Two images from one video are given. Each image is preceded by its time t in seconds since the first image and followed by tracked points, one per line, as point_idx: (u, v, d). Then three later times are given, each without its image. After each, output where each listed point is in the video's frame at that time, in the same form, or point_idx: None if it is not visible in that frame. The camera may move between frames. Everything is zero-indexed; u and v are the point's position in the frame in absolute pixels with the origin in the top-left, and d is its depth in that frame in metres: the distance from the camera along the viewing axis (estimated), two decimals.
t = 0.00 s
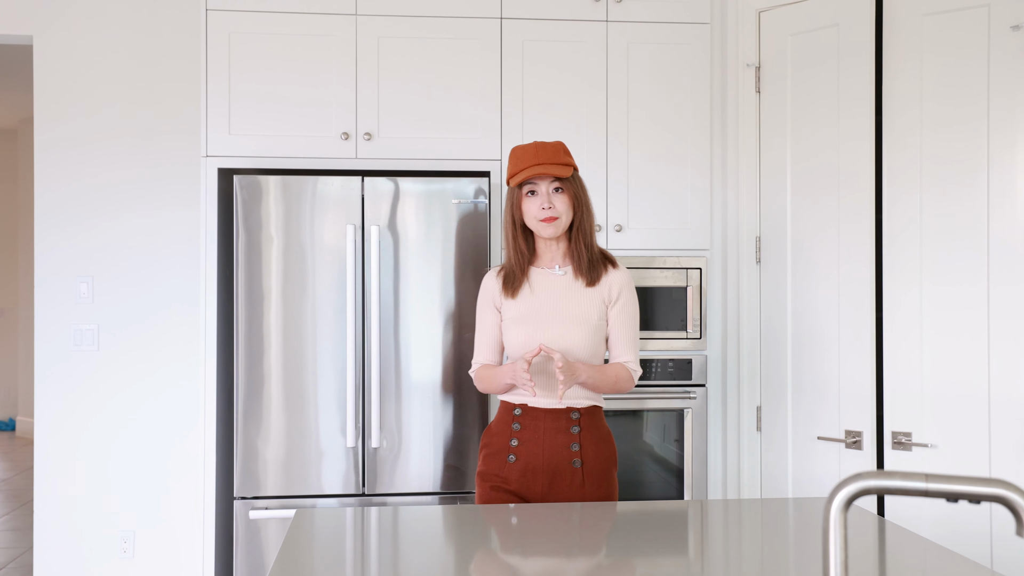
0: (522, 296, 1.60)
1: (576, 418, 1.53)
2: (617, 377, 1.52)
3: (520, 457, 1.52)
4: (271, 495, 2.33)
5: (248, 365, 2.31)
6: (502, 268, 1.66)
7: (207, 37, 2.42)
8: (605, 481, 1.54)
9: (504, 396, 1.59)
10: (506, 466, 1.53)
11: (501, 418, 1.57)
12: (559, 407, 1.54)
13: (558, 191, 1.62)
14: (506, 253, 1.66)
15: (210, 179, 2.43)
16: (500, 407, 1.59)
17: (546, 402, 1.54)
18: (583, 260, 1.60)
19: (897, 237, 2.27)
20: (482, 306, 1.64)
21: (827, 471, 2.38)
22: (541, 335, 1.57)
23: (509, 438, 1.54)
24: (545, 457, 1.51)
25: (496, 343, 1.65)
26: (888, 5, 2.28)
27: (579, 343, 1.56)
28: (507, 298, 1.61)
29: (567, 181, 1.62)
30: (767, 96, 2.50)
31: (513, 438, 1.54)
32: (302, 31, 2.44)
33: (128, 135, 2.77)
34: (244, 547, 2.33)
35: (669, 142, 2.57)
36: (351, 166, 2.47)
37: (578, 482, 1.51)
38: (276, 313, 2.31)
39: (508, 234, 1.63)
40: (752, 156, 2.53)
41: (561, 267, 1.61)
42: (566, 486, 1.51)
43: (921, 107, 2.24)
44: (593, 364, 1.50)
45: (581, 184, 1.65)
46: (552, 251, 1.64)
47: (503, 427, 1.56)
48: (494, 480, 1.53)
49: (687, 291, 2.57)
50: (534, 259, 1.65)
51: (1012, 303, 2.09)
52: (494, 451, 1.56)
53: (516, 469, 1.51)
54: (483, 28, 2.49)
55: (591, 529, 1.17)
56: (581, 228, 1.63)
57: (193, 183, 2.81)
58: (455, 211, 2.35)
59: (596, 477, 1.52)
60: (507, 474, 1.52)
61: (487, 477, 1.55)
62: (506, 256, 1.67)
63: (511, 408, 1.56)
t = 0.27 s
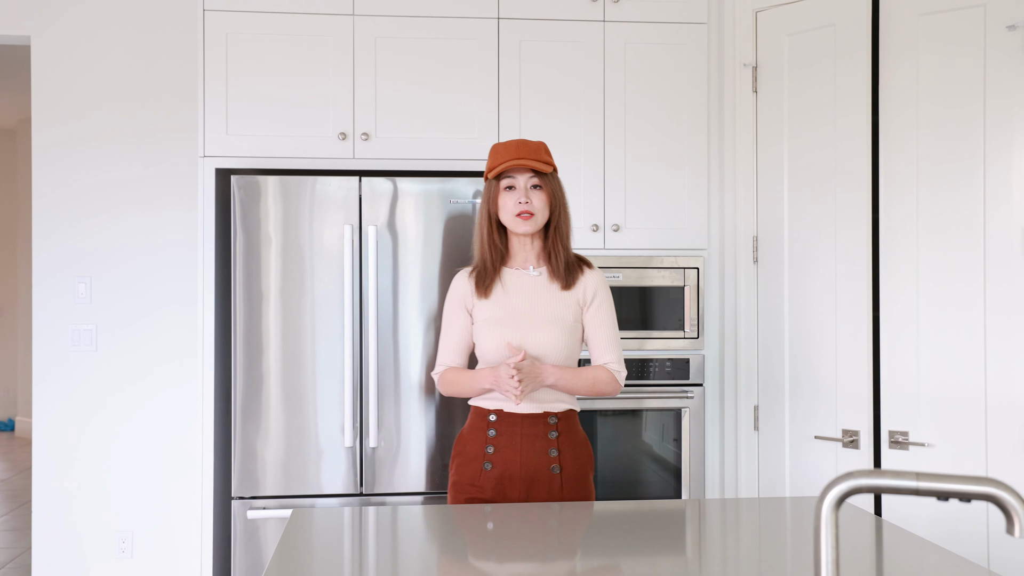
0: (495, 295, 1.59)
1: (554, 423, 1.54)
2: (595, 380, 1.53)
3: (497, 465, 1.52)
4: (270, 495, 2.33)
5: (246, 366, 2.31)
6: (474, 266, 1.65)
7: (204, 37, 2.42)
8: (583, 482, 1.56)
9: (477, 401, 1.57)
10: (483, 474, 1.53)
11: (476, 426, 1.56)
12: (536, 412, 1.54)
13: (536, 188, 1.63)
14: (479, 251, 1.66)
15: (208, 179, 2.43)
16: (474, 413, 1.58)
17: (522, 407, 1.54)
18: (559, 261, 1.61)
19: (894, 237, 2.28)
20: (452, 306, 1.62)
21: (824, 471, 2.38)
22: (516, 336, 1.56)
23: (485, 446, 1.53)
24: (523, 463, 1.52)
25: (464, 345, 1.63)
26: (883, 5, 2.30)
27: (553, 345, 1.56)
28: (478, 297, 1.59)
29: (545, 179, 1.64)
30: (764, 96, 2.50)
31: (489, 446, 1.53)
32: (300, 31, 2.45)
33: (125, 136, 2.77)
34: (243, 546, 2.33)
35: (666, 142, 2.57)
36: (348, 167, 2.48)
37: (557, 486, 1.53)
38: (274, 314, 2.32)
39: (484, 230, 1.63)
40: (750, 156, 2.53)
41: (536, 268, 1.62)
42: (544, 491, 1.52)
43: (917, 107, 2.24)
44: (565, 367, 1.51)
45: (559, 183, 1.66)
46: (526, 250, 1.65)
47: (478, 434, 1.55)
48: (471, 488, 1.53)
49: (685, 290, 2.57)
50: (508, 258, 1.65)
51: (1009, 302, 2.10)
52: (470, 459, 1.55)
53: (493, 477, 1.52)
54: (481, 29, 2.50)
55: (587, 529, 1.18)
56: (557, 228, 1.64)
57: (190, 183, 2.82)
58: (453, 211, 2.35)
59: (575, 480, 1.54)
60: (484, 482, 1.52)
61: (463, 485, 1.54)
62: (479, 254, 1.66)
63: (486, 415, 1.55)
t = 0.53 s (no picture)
0: (471, 292, 1.54)
1: (537, 422, 1.48)
2: (573, 384, 1.50)
3: (479, 469, 1.45)
4: (270, 495, 2.33)
5: (246, 365, 2.31)
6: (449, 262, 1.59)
7: (203, 36, 2.41)
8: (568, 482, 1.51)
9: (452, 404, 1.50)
10: (465, 478, 1.46)
11: (455, 428, 1.49)
12: (519, 413, 1.47)
13: (515, 180, 1.58)
14: (454, 245, 1.60)
15: (207, 178, 2.43)
16: (451, 416, 1.50)
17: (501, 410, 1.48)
18: (538, 258, 1.57)
19: (894, 237, 2.28)
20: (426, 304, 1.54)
21: (824, 470, 2.38)
22: (494, 337, 1.50)
23: (466, 449, 1.46)
24: (507, 466, 1.46)
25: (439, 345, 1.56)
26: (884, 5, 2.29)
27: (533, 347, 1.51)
28: (455, 294, 1.54)
29: (524, 171, 1.59)
30: (765, 96, 2.50)
31: (470, 448, 1.46)
32: (299, 30, 2.44)
33: (125, 134, 2.77)
34: (242, 545, 2.33)
35: (666, 142, 2.57)
36: (348, 166, 2.47)
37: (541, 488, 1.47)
38: (274, 313, 2.31)
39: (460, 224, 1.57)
40: (750, 156, 2.52)
41: (515, 265, 1.57)
42: (529, 493, 1.46)
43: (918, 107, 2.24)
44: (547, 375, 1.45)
45: (538, 176, 1.61)
46: (504, 246, 1.60)
47: (457, 437, 1.48)
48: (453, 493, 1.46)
49: (685, 290, 2.56)
50: (485, 254, 1.60)
51: (1010, 302, 2.09)
52: (449, 463, 1.47)
53: (476, 480, 1.45)
54: (480, 28, 2.49)
55: (585, 529, 1.17)
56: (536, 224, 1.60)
57: (190, 182, 2.81)
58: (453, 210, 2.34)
59: (560, 480, 1.49)
60: (465, 487, 1.45)
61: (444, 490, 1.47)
62: (455, 249, 1.60)
63: (466, 417, 1.48)
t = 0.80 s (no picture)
0: (458, 292, 1.52)
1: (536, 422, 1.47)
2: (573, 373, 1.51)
3: (479, 471, 1.44)
4: (270, 496, 2.32)
5: (246, 365, 2.30)
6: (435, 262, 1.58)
7: (204, 36, 2.41)
8: (569, 481, 1.49)
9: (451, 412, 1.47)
10: (464, 481, 1.45)
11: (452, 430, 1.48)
12: (518, 412, 1.47)
13: (500, 178, 1.57)
14: (439, 245, 1.59)
15: (208, 179, 2.42)
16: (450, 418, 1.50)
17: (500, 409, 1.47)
18: (525, 255, 1.56)
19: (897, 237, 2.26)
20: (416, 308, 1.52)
21: (826, 471, 2.37)
22: (488, 337, 1.48)
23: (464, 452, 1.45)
24: (507, 468, 1.44)
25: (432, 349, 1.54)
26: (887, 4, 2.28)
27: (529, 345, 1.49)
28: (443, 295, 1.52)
29: (509, 169, 1.58)
30: (767, 95, 2.49)
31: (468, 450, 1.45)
32: (300, 30, 2.43)
33: (125, 134, 2.76)
34: (242, 546, 2.32)
35: (668, 142, 2.56)
36: (349, 166, 2.46)
37: (541, 488, 1.46)
38: (274, 314, 2.30)
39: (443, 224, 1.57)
40: (752, 156, 2.52)
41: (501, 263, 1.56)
42: (529, 493, 1.45)
43: (921, 107, 2.22)
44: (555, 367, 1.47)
45: (523, 174, 1.61)
46: (489, 244, 1.58)
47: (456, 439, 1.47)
48: (452, 496, 1.45)
49: (687, 290, 2.56)
50: (470, 253, 1.59)
51: (1014, 302, 2.08)
52: (448, 465, 1.47)
53: (475, 483, 1.44)
54: (482, 27, 2.48)
55: (587, 531, 1.16)
56: (521, 221, 1.59)
57: (190, 182, 2.81)
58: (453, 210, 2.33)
59: (561, 479, 1.48)
60: (465, 490, 1.44)
61: (443, 494, 1.46)
62: (439, 248, 1.59)
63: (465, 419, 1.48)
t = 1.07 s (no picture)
0: (456, 296, 1.53)
1: (540, 424, 1.46)
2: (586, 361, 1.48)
3: (482, 473, 1.43)
4: (270, 497, 2.31)
5: (246, 366, 2.29)
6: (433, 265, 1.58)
7: (205, 35, 2.40)
8: (575, 486, 1.47)
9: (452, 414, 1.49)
10: (467, 484, 1.43)
11: (456, 433, 1.47)
12: (521, 414, 1.46)
13: (495, 179, 1.56)
14: (436, 248, 1.59)
15: (208, 178, 2.41)
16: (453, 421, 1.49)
17: (501, 411, 1.46)
18: (523, 254, 1.54)
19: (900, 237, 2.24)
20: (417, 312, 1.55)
21: (829, 472, 2.36)
22: (486, 337, 1.48)
23: (468, 454, 1.44)
24: (511, 470, 1.43)
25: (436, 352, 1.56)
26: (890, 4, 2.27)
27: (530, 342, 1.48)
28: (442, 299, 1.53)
29: (504, 170, 1.56)
30: (769, 94, 2.48)
31: (472, 453, 1.44)
32: (301, 29, 2.43)
33: (126, 134, 2.75)
34: (242, 547, 2.31)
35: (670, 142, 2.55)
36: (350, 166, 2.46)
37: (546, 492, 1.44)
38: (275, 314, 2.30)
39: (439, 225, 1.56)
40: (755, 156, 2.51)
41: (500, 263, 1.55)
42: (533, 497, 1.44)
43: (924, 106, 2.21)
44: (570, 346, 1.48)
45: (519, 174, 1.59)
46: (488, 245, 1.57)
47: (459, 442, 1.46)
48: (456, 499, 1.44)
49: (689, 291, 2.55)
50: (468, 255, 1.58)
51: (1017, 303, 2.07)
52: (451, 469, 1.45)
53: (478, 486, 1.43)
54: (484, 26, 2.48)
55: (590, 532, 1.15)
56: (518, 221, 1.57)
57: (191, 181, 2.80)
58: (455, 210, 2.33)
59: (566, 483, 1.46)
60: (468, 493, 1.43)
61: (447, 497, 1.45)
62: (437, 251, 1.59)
63: (469, 420, 1.47)
